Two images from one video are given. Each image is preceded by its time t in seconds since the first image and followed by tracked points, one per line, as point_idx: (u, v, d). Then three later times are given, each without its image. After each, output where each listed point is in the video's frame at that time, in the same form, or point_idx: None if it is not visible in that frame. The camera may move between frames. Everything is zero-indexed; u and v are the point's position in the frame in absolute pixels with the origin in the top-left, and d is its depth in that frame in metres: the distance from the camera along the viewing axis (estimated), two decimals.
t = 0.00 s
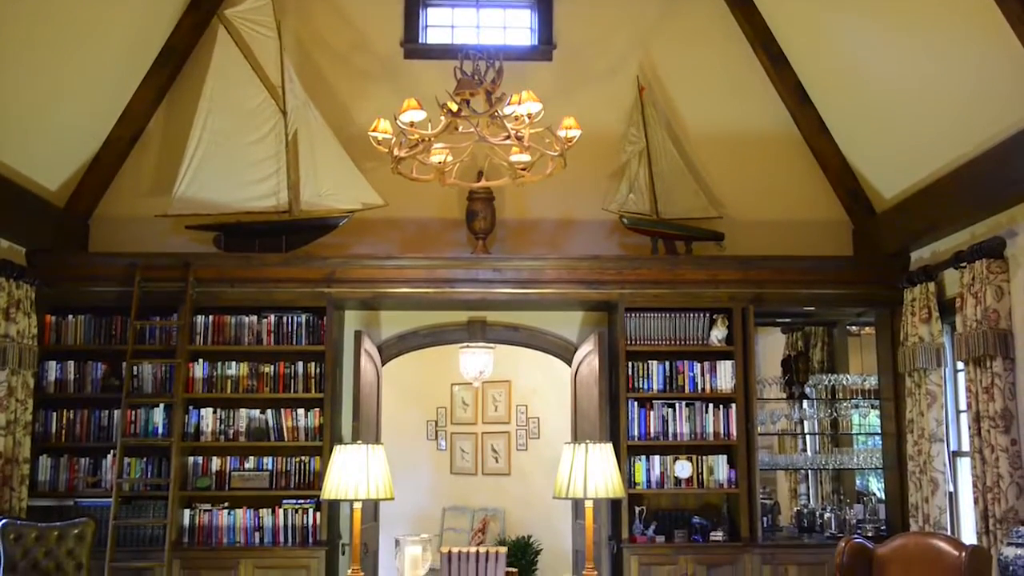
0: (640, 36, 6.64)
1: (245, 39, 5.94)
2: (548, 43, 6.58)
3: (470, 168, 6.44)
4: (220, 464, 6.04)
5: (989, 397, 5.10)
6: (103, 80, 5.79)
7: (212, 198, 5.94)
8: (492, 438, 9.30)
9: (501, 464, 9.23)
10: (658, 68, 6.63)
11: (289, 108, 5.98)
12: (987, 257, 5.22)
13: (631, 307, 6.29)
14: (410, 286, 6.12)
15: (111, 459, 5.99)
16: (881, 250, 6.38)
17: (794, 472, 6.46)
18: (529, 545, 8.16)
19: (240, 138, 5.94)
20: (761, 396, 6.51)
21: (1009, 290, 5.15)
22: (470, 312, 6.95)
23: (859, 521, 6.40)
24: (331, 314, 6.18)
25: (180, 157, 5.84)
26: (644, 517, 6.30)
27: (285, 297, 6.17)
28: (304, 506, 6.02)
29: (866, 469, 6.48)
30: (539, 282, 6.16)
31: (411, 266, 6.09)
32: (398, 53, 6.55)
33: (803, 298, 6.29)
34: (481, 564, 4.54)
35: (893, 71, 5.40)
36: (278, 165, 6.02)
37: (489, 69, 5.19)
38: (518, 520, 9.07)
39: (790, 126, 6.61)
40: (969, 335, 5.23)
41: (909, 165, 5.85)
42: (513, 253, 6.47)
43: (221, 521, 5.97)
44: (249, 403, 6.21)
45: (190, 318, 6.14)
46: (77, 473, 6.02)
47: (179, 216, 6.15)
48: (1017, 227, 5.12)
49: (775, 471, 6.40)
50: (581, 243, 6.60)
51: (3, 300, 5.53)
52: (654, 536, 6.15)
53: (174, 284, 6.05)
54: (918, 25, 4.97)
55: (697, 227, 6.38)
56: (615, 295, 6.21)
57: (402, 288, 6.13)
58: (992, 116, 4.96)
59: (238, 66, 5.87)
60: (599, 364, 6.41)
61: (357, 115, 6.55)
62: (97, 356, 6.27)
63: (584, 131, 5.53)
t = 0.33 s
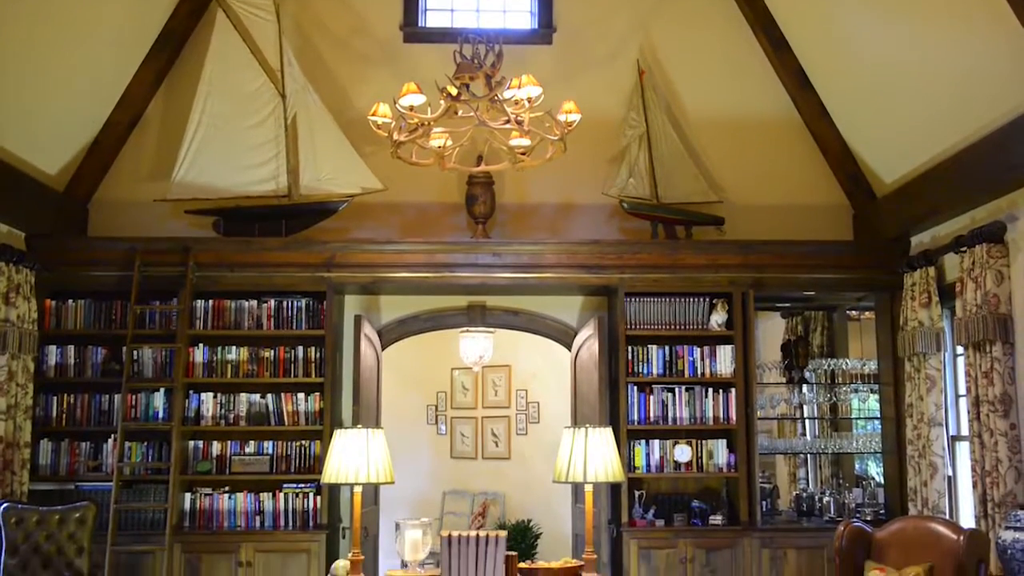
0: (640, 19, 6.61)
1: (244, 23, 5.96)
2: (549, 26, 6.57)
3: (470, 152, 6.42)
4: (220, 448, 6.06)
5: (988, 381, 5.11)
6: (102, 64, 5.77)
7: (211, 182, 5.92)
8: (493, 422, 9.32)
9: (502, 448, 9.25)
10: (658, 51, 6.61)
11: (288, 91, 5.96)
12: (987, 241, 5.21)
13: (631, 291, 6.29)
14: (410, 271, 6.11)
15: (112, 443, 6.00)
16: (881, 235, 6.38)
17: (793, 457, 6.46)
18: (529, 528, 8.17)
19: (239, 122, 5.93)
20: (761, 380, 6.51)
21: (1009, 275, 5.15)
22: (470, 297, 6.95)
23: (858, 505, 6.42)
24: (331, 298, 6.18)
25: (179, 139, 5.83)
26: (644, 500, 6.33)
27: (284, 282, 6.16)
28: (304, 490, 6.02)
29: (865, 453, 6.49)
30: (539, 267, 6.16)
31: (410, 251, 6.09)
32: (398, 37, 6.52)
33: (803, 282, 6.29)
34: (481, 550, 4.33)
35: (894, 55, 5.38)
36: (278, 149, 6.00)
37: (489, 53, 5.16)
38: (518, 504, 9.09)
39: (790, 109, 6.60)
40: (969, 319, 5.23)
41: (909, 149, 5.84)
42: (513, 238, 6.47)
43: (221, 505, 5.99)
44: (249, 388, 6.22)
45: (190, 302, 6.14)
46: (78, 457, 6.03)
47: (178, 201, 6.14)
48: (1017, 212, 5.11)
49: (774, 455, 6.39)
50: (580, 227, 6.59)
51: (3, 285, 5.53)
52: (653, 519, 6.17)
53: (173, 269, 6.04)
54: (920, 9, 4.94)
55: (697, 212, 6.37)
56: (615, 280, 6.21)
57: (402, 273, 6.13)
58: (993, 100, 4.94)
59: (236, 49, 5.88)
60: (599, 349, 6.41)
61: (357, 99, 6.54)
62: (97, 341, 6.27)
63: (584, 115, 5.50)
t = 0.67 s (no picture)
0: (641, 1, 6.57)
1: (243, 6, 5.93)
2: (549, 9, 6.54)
3: (470, 135, 6.42)
4: (220, 432, 6.06)
5: (988, 365, 5.11)
6: (101, 47, 5.75)
7: (211, 167, 5.91)
8: (492, 406, 9.33)
9: (501, 432, 9.27)
10: (658, 34, 6.58)
11: (287, 75, 5.95)
12: (988, 226, 5.20)
13: (631, 275, 6.28)
14: (409, 255, 6.11)
15: (112, 427, 6.01)
16: (881, 219, 6.37)
17: (792, 441, 6.47)
18: (529, 512, 8.19)
19: (238, 106, 5.92)
20: (760, 364, 6.49)
21: (1010, 259, 5.14)
22: (469, 281, 6.95)
23: (856, 488, 6.42)
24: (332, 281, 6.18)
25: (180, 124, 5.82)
26: (644, 484, 6.34)
27: (284, 266, 6.16)
28: (304, 474, 6.05)
29: (864, 437, 6.51)
30: (539, 251, 6.15)
31: (410, 235, 6.08)
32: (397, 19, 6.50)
33: (802, 267, 6.28)
34: (481, 533, 4.34)
35: (895, 38, 5.36)
36: (277, 133, 5.98)
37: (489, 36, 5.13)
38: (518, 488, 9.12)
39: (790, 92, 6.58)
40: (970, 303, 5.22)
41: (910, 133, 5.82)
42: (513, 222, 6.46)
43: (221, 489, 6.00)
44: (249, 371, 6.23)
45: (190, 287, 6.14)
46: (79, 441, 6.05)
47: (178, 185, 6.13)
48: (1018, 196, 5.10)
49: (773, 440, 6.43)
50: (580, 211, 6.59)
51: (2, 269, 5.53)
52: (653, 503, 6.18)
53: (173, 253, 6.04)
54: None
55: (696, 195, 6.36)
56: (615, 264, 6.20)
57: (401, 257, 6.12)
58: (994, 84, 4.92)
59: (235, 33, 5.85)
60: (600, 333, 6.41)
61: (356, 83, 6.52)
62: (97, 325, 6.27)
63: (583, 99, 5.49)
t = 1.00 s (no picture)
0: None
1: None
2: None
3: (471, 121, 6.41)
4: (221, 418, 6.08)
5: (988, 351, 5.12)
6: (100, 32, 5.74)
7: (211, 154, 5.91)
8: (493, 393, 9.35)
9: (501, 418, 9.29)
10: (658, 19, 6.55)
11: (286, 61, 5.93)
12: (989, 212, 5.19)
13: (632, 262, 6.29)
14: (409, 241, 6.11)
15: (113, 413, 6.02)
16: (881, 205, 6.36)
17: (792, 427, 6.51)
18: (529, 499, 8.18)
19: (238, 92, 5.90)
20: (760, 350, 6.52)
21: (1010, 245, 5.13)
22: (469, 268, 6.96)
23: (856, 474, 6.45)
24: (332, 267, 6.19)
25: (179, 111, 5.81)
26: (644, 469, 6.35)
27: (285, 253, 6.16)
28: (304, 460, 6.06)
29: (863, 424, 6.52)
30: (539, 237, 6.15)
31: (410, 222, 6.07)
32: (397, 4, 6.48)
33: (802, 253, 6.28)
34: (481, 518, 4.35)
35: (896, 24, 5.34)
36: (277, 119, 5.98)
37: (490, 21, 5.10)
38: (518, 474, 9.14)
39: (790, 78, 6.57)
40: (970, 290, 5.22)
41: (910, 119, 5.81)
42: (513, 208, 6.46)
43: (222, 475, 6.01)
44: (249, 358, 6.24)
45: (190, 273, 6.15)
46: (80, 427, 6.06)
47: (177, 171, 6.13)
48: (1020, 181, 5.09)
49: (773, 426, 6.47)
50: (580, 197, 6.59)
51: (2, 255, 5.53)
52: (652, 489, 6.20)
53: (173, 240, 6.04)
54: None
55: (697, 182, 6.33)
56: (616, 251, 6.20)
57: (401, 243, 6.12)
58: (995, 69, 4.91)
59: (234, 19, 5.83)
60: (599, 319, 6.41)
61: (356, 69, 6.51)
62: (98, 311, 6.28)
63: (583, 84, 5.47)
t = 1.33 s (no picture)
0: None
1: None
2: None
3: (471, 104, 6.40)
4: (222, 402, 6.09)
5: (988, 336, 5.12)
6: (98, 15, 5.70)
7: (211, 138, 5.90)
8: (492, 377, 9.37)
9: (502, 402, 9.31)
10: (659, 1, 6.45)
11: (285, 44, 5.87)
12: (990, 197, 5.18)
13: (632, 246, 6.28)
14: (409, 226, 6.10)
15: (114, 397, 6.03)
16: (882, 189, 6.35)
17: (791, 411, 6.53)
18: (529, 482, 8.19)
19: (237, 77, 5.87)
20: (760, 335, 6.58)
21: (1011, 229, 5.12)
22: (469, 252, 6.96)
23: (855, 458, 6.45)
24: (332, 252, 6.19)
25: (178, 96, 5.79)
26: (644, 454, 6.37)
27: (285, 237, 6.15)
28: (304, 444, 6.07)
29: (863, 408, 6.51)
30: (539, 222, 6.13)
31: (410, 206, 6.06)
32: None
33: (802, 238, 6.27)
34: (481, 503, 4.36)
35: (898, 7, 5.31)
36: (276, 103, 5.95)
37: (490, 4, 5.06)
38: (518, 458, 9.17)
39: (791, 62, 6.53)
40: (970, 274, 5.22)
41: (912, 103, 5.79)
42: (513, 192, 6.46)
43: (223, 459, 6.03)
44: (250, 343, 6.24)
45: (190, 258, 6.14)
46: (81, 411, 6.07)
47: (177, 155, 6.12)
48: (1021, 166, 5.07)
49: (773, 410, 6.49)
50: (580, 181, 6.58)
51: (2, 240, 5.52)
52: (652, 473, 6.22)
53: (172, 224, 6.03)
54: None
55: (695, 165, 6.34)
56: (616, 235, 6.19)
57: (401, 228, 6.11)
58: (997, 53, 4.88)
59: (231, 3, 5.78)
60: (600, 303, 6.41)
61: (355, 52, 6.48)
62: (98, 296, 6.28)
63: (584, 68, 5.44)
